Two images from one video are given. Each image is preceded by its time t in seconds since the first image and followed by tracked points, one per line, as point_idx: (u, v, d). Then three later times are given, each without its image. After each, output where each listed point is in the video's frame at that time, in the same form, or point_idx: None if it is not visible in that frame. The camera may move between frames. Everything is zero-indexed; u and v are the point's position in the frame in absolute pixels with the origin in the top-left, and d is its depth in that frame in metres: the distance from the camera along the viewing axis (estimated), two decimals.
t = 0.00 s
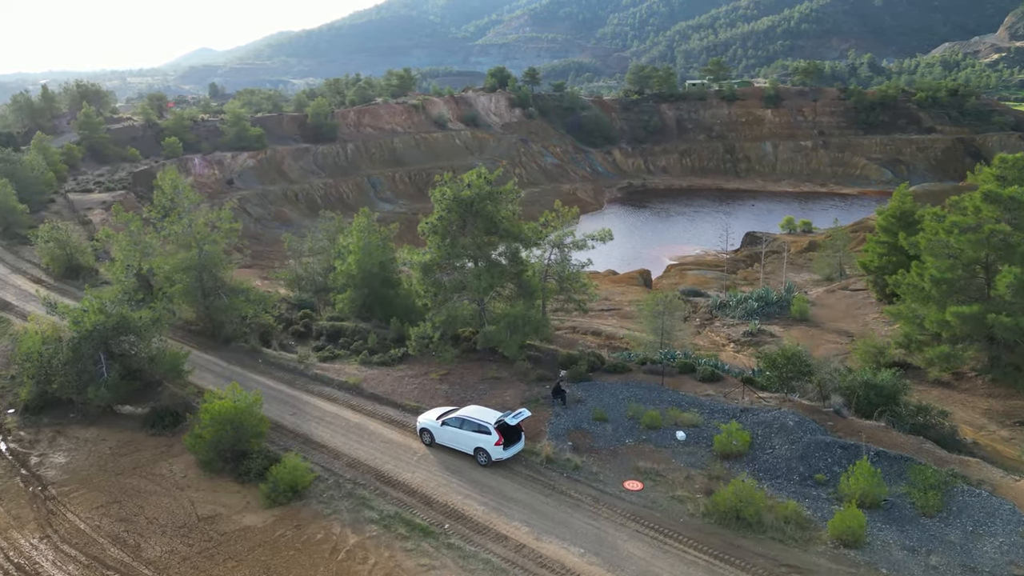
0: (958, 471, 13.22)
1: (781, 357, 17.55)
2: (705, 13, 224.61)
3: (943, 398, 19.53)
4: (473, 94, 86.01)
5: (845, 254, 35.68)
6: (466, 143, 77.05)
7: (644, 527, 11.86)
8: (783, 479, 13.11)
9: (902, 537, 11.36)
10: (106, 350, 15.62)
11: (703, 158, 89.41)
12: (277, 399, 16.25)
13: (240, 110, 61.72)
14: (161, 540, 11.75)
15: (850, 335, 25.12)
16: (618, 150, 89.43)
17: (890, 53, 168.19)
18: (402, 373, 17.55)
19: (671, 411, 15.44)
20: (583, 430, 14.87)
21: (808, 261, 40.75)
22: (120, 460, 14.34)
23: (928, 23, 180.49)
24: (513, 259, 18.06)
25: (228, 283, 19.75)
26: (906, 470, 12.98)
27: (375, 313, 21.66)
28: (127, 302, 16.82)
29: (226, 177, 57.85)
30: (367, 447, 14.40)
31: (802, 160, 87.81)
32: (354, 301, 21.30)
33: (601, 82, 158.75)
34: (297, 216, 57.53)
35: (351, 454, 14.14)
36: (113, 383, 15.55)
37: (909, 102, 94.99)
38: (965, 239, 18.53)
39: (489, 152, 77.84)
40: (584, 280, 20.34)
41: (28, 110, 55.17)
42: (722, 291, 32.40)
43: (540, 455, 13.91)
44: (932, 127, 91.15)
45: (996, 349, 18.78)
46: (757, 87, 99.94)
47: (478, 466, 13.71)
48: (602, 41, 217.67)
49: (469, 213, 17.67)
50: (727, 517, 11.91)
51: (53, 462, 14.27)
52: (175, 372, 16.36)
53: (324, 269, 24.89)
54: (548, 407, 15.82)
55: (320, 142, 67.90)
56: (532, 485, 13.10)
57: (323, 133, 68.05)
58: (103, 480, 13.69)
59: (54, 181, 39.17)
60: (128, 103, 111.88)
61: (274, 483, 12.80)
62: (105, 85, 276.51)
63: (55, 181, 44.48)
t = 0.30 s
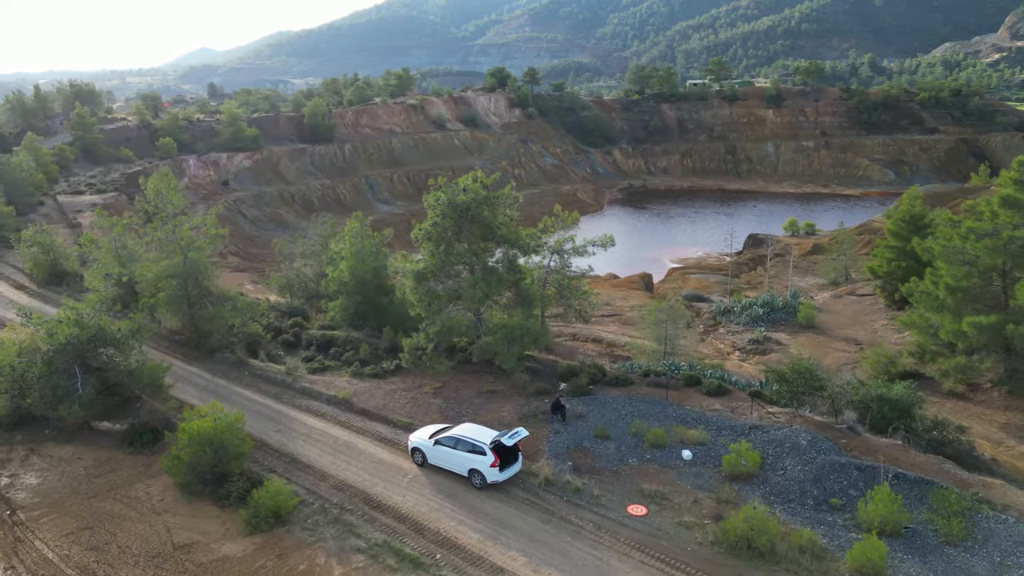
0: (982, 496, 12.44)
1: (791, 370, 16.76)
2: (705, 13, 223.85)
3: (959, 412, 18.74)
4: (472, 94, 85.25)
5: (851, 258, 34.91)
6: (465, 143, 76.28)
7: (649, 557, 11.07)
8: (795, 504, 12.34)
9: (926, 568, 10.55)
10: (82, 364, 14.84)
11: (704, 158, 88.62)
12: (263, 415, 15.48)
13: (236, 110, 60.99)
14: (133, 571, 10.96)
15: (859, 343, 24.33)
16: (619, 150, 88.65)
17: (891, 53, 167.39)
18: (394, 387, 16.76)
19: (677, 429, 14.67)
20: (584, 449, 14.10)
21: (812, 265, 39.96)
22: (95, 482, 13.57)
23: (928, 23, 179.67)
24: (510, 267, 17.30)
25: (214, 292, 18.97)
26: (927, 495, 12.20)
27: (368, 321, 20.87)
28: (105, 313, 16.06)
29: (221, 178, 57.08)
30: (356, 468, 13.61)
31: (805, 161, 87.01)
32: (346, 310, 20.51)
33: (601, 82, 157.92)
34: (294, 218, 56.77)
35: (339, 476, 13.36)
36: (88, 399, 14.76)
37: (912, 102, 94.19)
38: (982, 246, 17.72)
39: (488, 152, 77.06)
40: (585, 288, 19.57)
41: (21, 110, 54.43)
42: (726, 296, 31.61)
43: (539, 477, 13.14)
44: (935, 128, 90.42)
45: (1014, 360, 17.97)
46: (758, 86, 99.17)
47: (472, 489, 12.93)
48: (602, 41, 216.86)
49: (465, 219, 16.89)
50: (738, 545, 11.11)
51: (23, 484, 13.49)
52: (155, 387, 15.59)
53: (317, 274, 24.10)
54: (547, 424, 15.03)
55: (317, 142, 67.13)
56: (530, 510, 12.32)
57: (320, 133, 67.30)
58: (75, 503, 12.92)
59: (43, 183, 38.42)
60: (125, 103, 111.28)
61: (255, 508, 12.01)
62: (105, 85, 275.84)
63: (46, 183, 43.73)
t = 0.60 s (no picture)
0: (1011, 524, 11.59)
1: (802, 385, 15.96)
2: (706, 13, 223.14)
3: (976, 426, 17.92)
4: (471, 94, 84.50)
5: (858, 262, 34.15)
6: (464, 144, 75.48)
7: None
8: (810, 533, 11.53)
9: None
10: (56, 381, 14.07)
11: (705, 159, 87.83)
12: (247, 434, 14.70)
13: (232, 110, 60.24)
14: None
15: (869, 352, 23.55)
16: (619, 151, 87.87)
17: (892, 52, 166.54)
18: (386, 402, 15.97)
19: (683, 449, 13.89)
20: (585, 471, 13.32)
21: (817, 269, 39.19)
22: (66, 507, 12.81)
23: (929, 24, 178.81)
24: (508, 276, 16.51)
25: (199, 302, 18.18)
26: (951, 525, 11.40)
27: (360, 331, 20.08)
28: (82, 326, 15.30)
29: (217, 180, 56.32)
30: (343, 493, 12.83)
31: (806, 162, 86.24)
32: (338, 319, 19.76)
33: (601, 82, 157.09)
34: (290, 220, 55.98)
35: (325, 502, 12.58)
36: (62, 419, 14.01)
37: (915, 102, 93.38)
38: (1000, 254, 16.91)
39: (488, 153, 76.25)
40: (586, 298, 18.79)
41: (13, 111, 53.71)
42: (730, 302, 30.86)
43: (536, 503, 12.37)
44: (937, 128, 89.67)
45: None
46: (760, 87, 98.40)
47: (467, 516, 12.16)
48: (602, 41, 215.94)
49: (460, 226, 16.15)
50: None
51: None
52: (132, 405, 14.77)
53: (309, 281, 23.31)
54: (546, 443, 14.25)
55: (314, 143, 66.36)
56: (527, 540, 11.52)
57: (317, 134, 66.52)
58: (43, 532, 12.13)
59: (33, 185, 37.65)
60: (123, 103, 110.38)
61: (234, 538, 11.21)
62: (104, 85, 275.11)
63: (37, 185, 42.97)
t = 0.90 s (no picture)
0: None
1: (814, 402, 15.17)
2: (706, 13, 222.37)
3: (994, 442, 17.15)
4: (471, 94, 83.75)
5: (864, 267, 33.41)
6: (463, 144, 74.73)
7: None
8: (826, 565, 10.70)
9: None
10: (26, 399, 13.29)
11: (706, 159, 87.04)
12: (229, 454, 13.93)
13: (227, 111, 59.48)
14: None
15: (880, 362, 22.77)
16: (619, 152, 87.12)
17: (893, 53, 165.73)
18: (376, 419, 15.18)
19: (690, 471, 13.12)
20: (586, 495, 12.55)
21: (822, 273, 38.42)
22: (33, 535, 11.96)
23: (929, 24, 178.08)
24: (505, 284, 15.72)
25: (182, 312, 17.42)
26: (979, 556, 10.50)
27: (351, 341, 19.30)
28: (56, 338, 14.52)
29: (212, 181, 55.55)
30: (328, 519, 12.04)
31: (808, 163, 85.50)
32: (328, 329, 18.98)
33: (600, 82, 156.31)
34: (286, 222, 55.20)
35: (308, 530, 11.80)
36: (31, 438, 13.15)
37: (917, 102, 92.63)
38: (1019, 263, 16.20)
39: (487, 154, 75.47)
40: (586, 307, 18.01)
41: (4, 112, 52.95)
42: (734, 308, 30.09)
43: (534, 531, 11.58)
44: (940, 129, 88.92)
45: None
46: (761, 87, 97.67)
47: (459, 545, 11.38)
48: (602, 41, 215.20)
49: (454, 233, 15.38)
50: None
51: None
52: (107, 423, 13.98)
53: (300, 288, 22.54)
54: (545, 464, 13.48)
55: (311, 144, 65.61)
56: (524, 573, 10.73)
57: (314, 134, 65.73)
58: (7, 563, 11.27)
59: (21, 187, 36.88)
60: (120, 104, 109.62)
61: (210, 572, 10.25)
62: (102, 85, 274.39)
63: (27, 187, 42.19)
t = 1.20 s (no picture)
0: None
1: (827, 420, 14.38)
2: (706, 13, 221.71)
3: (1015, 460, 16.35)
4: (469, 94, 83.00)
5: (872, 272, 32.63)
6: (462, 145, 73.96)
7: None
8: None
9: None
10: None
11: (707, 160, 86.23)
12: (209, 476, 13.12)
13: (223, 111, 58.71)
14: None
15: (891, 372, 22.00)
16: (620, 153, 86.35)
17: (894, 53, 165.04)
18: (365, 438, 14.40)
19: (697, 497, 12.30)
20: (588, 523, 11.73)
21: (827, 277, 37.65)
22: None
23: (930, 24, 177.49)
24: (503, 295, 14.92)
25: (163, 323, 16.66)
26: None
27: (342, 353, 18.52)
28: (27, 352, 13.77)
29: (206, 183, 54.77)
30: (311, 550, 11.22)
31: (810, 164, 84.76)
32: (318, 340, 18.18)
33: (600, 82, 155.59)
34: (281, 224, 54.38)
35: (291, 562, 10.97)
36: None
37: (920, 103, 91.91)
38: None
39: (486, 155, 74.68)
40: (586, 318, 17.22)
41: None
42: (739, 314, 29.33)
43: (532, 563, 10.76)
44: (943, 129, 88.18)
45: None
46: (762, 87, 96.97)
47: None
48: (602, 41, 214.41)
49: (448, 242, 14.60)
50: None
51: None
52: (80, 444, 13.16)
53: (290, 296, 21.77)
54: (544, 488, 12.69)
55: (307, 145, 64.84)
56: None
57: (311, 135, 64.95)
58: None
59: (9, 189, 36.09)
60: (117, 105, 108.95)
61: None
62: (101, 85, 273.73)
63: (16, 189, 41.38)
